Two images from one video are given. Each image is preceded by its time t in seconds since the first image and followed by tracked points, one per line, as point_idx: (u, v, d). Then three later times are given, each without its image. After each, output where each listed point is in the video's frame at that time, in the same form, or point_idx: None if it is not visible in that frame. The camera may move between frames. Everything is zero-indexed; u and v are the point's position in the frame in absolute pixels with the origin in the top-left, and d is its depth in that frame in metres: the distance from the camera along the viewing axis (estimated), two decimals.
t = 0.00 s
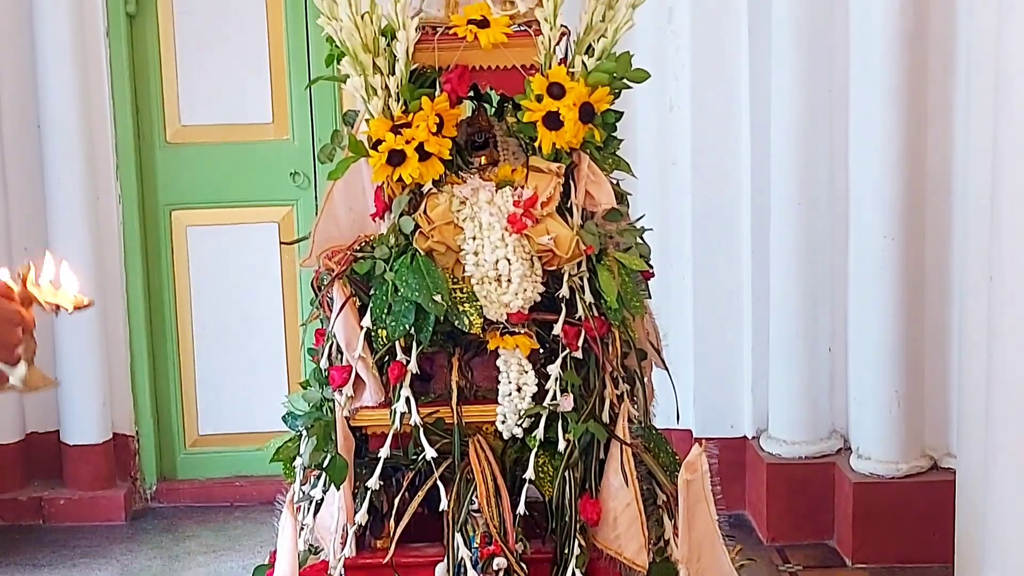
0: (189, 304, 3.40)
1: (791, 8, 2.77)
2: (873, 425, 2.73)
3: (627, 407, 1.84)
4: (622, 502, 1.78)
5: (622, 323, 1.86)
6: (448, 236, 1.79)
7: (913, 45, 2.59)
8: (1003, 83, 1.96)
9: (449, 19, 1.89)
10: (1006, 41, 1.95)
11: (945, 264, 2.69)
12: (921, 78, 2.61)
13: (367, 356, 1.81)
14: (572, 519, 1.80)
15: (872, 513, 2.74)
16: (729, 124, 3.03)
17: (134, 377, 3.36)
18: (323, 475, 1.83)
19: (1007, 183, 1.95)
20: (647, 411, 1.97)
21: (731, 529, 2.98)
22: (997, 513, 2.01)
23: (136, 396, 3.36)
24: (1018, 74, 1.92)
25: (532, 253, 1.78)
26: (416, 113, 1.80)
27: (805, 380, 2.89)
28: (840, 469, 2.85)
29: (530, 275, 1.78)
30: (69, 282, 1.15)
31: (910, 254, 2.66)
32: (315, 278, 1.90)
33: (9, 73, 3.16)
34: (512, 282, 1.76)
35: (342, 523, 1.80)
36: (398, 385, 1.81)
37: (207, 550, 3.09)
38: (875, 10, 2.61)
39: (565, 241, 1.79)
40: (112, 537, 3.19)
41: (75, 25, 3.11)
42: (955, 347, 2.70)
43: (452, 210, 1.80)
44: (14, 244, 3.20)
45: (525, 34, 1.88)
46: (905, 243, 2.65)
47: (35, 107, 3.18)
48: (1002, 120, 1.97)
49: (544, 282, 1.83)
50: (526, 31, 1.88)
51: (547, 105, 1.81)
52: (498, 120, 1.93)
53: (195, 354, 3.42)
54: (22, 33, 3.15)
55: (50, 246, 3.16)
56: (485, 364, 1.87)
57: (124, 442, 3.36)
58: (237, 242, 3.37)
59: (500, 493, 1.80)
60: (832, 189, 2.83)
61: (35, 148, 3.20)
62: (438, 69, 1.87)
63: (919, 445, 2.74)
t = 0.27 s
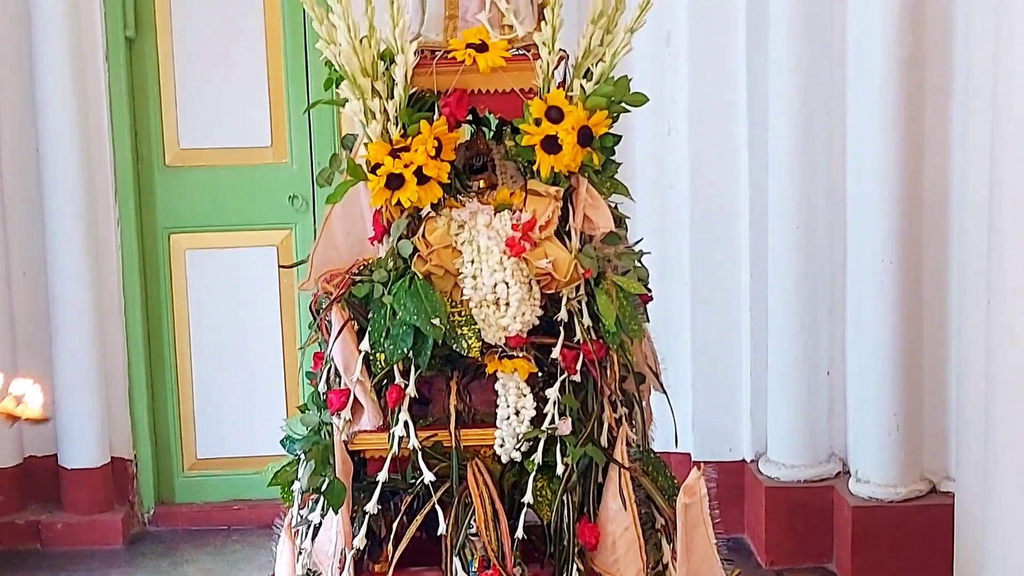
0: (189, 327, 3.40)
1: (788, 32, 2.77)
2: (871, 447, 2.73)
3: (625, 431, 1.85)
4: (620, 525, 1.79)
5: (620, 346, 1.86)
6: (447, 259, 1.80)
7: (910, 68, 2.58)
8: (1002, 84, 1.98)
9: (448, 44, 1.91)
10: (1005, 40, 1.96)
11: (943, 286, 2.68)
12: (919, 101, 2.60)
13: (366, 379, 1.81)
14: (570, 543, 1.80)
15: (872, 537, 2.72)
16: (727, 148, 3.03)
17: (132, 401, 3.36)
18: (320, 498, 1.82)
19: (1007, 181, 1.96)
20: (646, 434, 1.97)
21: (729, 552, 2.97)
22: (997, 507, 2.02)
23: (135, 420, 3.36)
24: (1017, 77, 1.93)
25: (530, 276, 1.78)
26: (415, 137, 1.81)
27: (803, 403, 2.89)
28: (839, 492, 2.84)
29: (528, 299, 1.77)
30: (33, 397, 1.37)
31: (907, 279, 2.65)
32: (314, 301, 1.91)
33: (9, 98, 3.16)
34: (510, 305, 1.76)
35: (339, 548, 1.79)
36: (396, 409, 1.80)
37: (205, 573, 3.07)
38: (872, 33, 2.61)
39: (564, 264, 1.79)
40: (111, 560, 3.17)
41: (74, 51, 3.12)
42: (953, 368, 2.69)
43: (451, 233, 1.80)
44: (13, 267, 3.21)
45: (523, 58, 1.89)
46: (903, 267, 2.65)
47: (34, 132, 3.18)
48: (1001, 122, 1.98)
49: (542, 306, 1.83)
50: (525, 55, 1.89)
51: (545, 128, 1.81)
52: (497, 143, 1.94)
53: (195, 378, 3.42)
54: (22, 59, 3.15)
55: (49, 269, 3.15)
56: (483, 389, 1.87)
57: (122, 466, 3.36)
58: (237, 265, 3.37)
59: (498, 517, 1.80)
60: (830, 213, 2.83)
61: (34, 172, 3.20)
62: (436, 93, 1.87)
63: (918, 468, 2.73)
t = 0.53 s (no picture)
0: (188, 343, 3.40)
1: (787, 47, 2.78)
2: (871, 461, 2.72)
3: (625, 447, 1.85)
4: (620, 542, 1.79)
5: (620, 362, 1.86)
6: (446, 275, 1.80)
7: (909, 83, 2.59)
8: (1001, 71, 1.99)
9: (448, 60, 1.90)
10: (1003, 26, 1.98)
11: (943, 299, 2.67)
12: (918, 116, 2.60)
13: (365, 395, 1.81)
14: (570, 559, 1.81)
15: (872, 554, 2.72)
16: (726, 165, 3.04)
17: (132, 416, 3.36)
18: (320, 514, 1.82)
19: (1006, 170, 1.98)
20: (645, 451, 1.97)
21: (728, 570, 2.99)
22: (999, 494, 2.03)
23: (134, 436, 3.36)
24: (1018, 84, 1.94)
25: (530, 291, 1.78)
26: (414, 153, 1.81)
27: (803, 418, 2.89)
28: (839, 508, 2.83)
29: (528, 314, 1.77)
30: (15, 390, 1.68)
31: (907, 296, 2.65)
32: (313, 317, 1.91)
33: (9, 113, 3.15)
34: (510, 321, 1.76)
35: (339, 563, 1.79)
36: (395, 425, 1.81)
37: None
38: (870, 49, 2.61)
39: (563, 280, 1.79)
40: None
41: (75, 66, 3.12)
42: (952, 381, 2.69)
43: (450, 249, 1.80)
44: (13, 282, 3.20)
45: (523, 74, 1.89)
46: (903, 283, 2.65)
47: (34, 146, 3.17)
48: (999, 111, 2.00)
49: (542, 322, 1.83)
50: (525, 70, 1.89)
51: (545, 144, 1.82)
52: (497, 159, 1.94)
53: (195, 394, 3.42)
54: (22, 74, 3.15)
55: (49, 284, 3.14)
56: (482, 404, 1.87)
57: (122, 482, 3.34)
58: (237, 280, 3.38)
59: (498, 534, 1.79)
60: (830, 229, 2.82)
61: (34, 187, 3.19)
62: (436, 109, 1.88)
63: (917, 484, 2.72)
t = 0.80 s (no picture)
0: (188, 361, 3.40)
1: (786, 65, 2.78)
2: (872, 478, 2.72)
3: (625, 464, 1.85)
4: (619, 559, 1.79)
5: (619, 379, 1.86)
6: (446, 292, 1.80)
7: (908, 101, 2.59)
8: (1000, 72, 2.00)
9: (447, 78, 1.91)
10: (1003, 30, 1.99)
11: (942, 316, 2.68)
12: (917, 132, 2.61)
13: (365, 413, 1.81)
14: None
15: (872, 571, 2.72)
16: (725, 182, 3.04)
17: (132, 433, 3.34)
18: (319, 532, 1.82)
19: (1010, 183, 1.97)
20: (645, 468, 1.96)
21: None
22: (1000, 491, 2.04)
23: (134, 453, 3.35)
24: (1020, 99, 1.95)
25: (529, 308, 1.78)
26: (414, 171, 1.81)
27: (803, 434, 2.88)
28: (839, 526, 2.83)
29: (527, 332, 1.78)
30: (55, 345, 1.27)
31: (907, 314, 2.65)
32: (313, 334, 1.91)
33: (9, 130, 3.14)
34: (509, 338, 1.76)
35: None
36: (394, 442, 1.80)
37: None
38: (869, 67, 2.62)
39: (563, 297, 1.79)
40: None
41: (76, 82, 3.11)
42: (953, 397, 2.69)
43: (450, 266, 1.81)
44: (13, 299, 3.16)
45: (522, 92, 1.90)
46: (903, 301, 2.65)
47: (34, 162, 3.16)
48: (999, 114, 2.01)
49: (541, 339, 1.83)
50: (524, 88, 1.91)
51: (544, 161, 1.82)
52: (496, 176, 1.94)
53: (194, 411, 3.42)
54: (22, 88, 3.13)
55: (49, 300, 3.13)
56: (482, 422, 1.87)
57: (121, 499, 3.32)
58: (237, 298, 3.38)
59: (497, 550, 1.80)
60: (829, 246, 2.83)
61: (34, 203, 3.17)
62: (435, 127, 1.89)
63: (917, 501, 2.72)
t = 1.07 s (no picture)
0: (188, 382, 3.40)
1: (784, 84, 2.79)
2: (871, 499, 2.71)
3: (625, 485, 1.85)
4: None
5: (618, 400, 1.86)
6: (445, 313, 1.80)
7: (906, 121, 2.60)
8: (1000, 75, 2.02)
9: (446, 99, 1.91)
10: (1002, 50, 2.00)
11: (942, 336, 2.68)
12: (916, 152, 2.61)
13: (364, 435, 1.81)
14: None
15: None
16: (724, 202, 3.05)
17: (132, 454, 3.33)
18: (319, 555, 1.81)
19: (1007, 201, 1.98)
20: (645, 490, 1.96)
21: None
22: (999, 495, 2.04)
23: (133, 474, 3.33)
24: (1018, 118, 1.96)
25: (529, 329, 1.79)
26: (414, 192, 1.81)
27: (803, 455, 2.88)
28: (840, 547, 2.82)
29: (527, 352, 1.78)
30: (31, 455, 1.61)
31: (906, 334, 2.65)
32: (313, 356, 1.90)
33: (10, 155, 3.17)
34: (508, 359, 1.76)
35: None
36: (394, 463, 1.80)
37: None
38: (867, 89, 2.63)
39: (562, 318, 1.80)
40: None
41: (76, 105, 3.12)
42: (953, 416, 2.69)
43: (449, 287, 1.81)
44: (13, 320, 3.20)
45: (521, 113, 1.90)
46: (903, 322, 2.65)
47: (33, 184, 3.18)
48: (999, 119, 2.01)
49: (541, 360, 1.83)
50: (523, 110, 1.91)
51: (543, 182, 1.82)
52: (495, 198, 1.94)
53: (194, 432, 3.41)
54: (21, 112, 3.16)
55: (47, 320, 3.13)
56: (482, 443, 1.86)
57: (121, 521, 3.31)
58: (237, 319, 3.38)
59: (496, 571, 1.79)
60: (828, 267, 2.83)
61: (34, 227, 3.20)
62: (435, 148, 1.89)
63: (917, 522, 2.71)
